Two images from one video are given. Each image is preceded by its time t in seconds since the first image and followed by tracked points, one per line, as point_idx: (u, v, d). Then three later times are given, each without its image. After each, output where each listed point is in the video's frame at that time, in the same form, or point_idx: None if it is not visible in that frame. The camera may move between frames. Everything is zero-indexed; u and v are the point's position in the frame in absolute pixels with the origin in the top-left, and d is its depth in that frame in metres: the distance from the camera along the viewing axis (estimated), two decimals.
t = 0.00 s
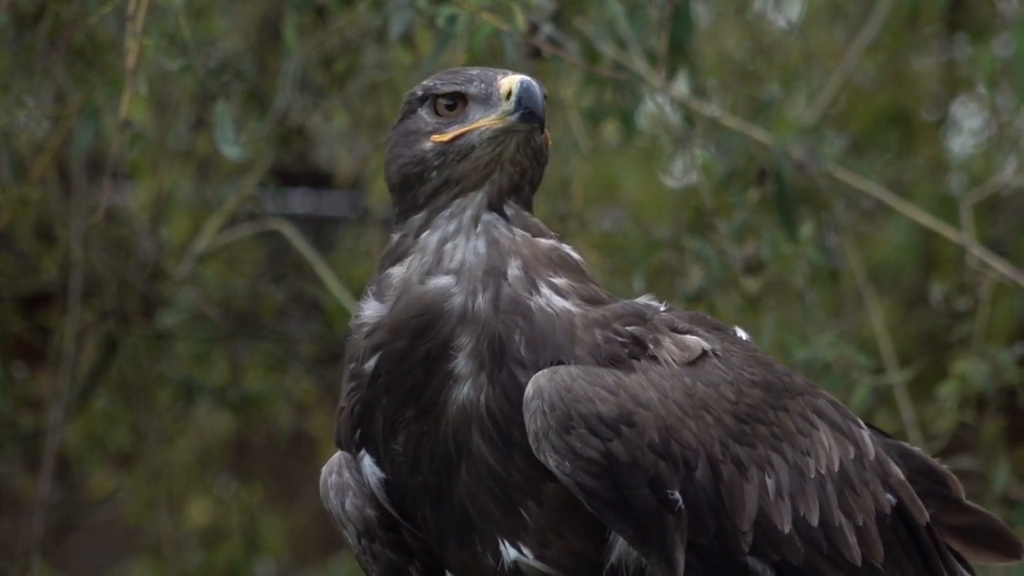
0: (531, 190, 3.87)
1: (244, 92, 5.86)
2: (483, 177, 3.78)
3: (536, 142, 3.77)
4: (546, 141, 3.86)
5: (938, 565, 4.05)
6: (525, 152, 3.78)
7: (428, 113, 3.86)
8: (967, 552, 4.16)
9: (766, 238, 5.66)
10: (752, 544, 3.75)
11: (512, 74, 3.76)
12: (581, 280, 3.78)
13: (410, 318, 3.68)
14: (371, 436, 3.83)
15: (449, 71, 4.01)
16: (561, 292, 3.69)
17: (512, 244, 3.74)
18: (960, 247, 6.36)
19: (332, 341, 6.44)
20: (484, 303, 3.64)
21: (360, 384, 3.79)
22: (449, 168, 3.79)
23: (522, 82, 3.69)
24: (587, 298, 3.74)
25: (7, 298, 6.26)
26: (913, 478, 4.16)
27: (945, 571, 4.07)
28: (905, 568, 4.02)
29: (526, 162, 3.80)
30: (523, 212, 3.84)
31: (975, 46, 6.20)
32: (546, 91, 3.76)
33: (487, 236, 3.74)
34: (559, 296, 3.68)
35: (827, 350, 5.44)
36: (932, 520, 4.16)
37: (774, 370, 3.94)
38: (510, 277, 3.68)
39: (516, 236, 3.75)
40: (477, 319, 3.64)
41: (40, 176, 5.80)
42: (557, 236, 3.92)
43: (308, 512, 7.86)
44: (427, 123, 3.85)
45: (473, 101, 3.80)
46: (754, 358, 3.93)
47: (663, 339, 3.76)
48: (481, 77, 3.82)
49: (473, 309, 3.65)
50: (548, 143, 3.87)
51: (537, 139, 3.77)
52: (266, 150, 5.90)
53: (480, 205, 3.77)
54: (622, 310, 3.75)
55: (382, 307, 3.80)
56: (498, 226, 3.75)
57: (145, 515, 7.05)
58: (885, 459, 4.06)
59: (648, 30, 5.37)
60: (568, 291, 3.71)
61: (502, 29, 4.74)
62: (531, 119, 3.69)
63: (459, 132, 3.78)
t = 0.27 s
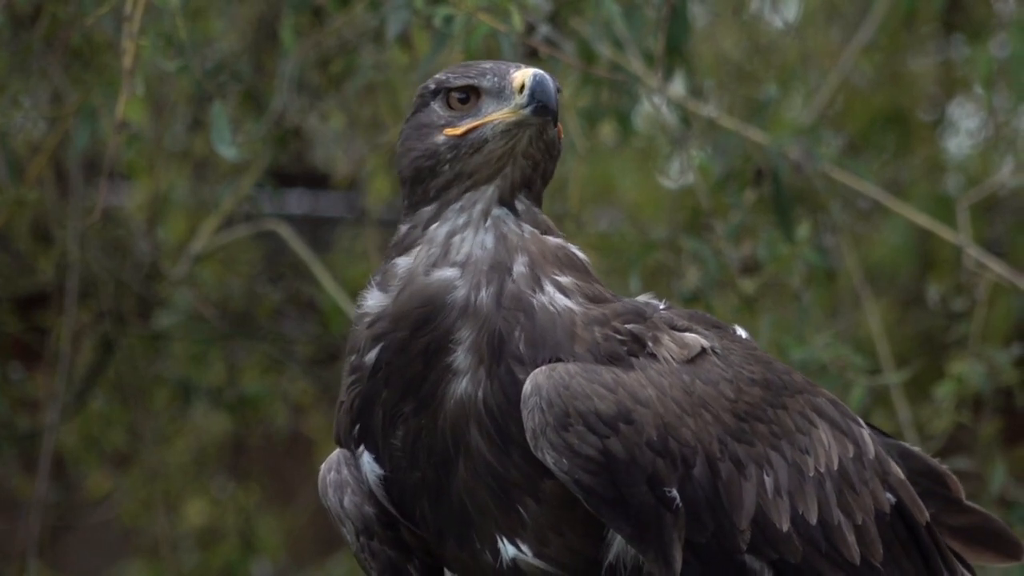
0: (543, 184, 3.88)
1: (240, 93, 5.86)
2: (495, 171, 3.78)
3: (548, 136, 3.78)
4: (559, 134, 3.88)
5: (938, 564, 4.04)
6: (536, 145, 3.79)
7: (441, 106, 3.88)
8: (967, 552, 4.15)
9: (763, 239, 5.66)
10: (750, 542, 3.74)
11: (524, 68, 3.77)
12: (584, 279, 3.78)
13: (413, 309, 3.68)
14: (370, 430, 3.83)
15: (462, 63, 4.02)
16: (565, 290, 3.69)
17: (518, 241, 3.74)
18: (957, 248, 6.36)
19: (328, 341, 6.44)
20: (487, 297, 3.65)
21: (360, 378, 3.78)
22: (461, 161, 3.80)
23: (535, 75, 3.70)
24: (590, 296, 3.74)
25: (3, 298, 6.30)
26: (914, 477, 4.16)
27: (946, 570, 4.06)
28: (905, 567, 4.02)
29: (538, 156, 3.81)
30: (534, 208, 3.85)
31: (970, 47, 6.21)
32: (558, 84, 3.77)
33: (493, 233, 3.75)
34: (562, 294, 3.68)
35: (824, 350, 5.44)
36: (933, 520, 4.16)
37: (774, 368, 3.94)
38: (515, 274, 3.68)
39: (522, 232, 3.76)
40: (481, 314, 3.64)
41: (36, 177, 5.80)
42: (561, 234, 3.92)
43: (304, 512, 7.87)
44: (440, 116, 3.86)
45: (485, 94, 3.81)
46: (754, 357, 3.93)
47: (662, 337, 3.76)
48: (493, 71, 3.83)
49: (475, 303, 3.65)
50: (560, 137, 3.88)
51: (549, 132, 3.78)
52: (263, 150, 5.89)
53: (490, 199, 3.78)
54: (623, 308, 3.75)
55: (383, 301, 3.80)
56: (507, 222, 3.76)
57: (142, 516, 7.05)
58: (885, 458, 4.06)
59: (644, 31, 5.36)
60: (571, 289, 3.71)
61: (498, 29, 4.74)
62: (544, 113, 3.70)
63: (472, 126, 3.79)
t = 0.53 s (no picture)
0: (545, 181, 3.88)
1: (236, 94, 5.86)
2: (498, 168, 3.79)
3: (551, 132, 3.78)
4: (561, 132, 3.89)
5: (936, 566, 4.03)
6: (539, 141, 3.80)
7: (444, 103, 3.87)
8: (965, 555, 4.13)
9: (758, 240, 5.66)
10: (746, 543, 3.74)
11: (527, 64, 3.77)
12: (586, 278, 3.78)
13: (413, 306, 3.68)
14: (368, 426, 3.82)
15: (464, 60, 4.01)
16: (566, 290, 3.69)
17: (520, 240, 3.74)
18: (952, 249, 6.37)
19: (323, 342, 6.42)
20: (488, 295, 3.66)
21: (358, 375, 3.78)
22: (465, 158, 3.81)
23: (537, 71, 3.70)
24: (592, 296, 3.74)
25: None
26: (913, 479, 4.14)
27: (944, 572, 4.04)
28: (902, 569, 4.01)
29: (541, 152, 3.81)
30: (536, 205, 3.85)
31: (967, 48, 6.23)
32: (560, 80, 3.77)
33: (495, 232, 3.75)
34: (564, 294, 3.68)
35: (819, 351, 5.45)
36: (931, 523, 4.14)
37: (773, 369, 3.94)
38: (516, 273, 3.68)
39: (524, 231, 3.76)
40: (481, 311, 3.64)
41: (32, 177, 5.80)
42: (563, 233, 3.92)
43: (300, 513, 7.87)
44: (443, 113, 3.86)
45: (488, 90, 3.81)
46: (753, 357, 3.93)
47: (661, 337, 3.75)
48: (496, 67, 3.83)
49: (475, 300, 3.66)
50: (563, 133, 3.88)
51: (552, 128, 3.79)
52: (258, 151, 5.89)
53: (493, 197, 3.78)
54: (623, 308, 3.74)
55: (384, 297, 3.80)
56: (509, 220, 3.76)
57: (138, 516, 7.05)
58: (884, 460, 4.05)
59: (639, 32, 5.36)
60: (572, 289, 3.71)
61: (493, 30, 4.74)
62: (547, 109, 3.70)
63: (475, 123, 3.79)
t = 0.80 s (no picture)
0: (541, 181, 3.88)
1: (229, 95, 5.86)
2: (493, 168, 3.79)
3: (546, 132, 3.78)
4: (556, 132, 3.89)
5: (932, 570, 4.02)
6: (535, 142, 3.80)
7: (439, 103, 3.87)
8: (961, 561, 4.12)
9: (752, 240, 5.65)
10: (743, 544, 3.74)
11: (522, 65, 3.76)
12: (584, 279, 3.78)
13: (411, 306, 3.68)
14: (365, 425, 3.82)
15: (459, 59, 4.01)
16: (565, 290, 3.69)
17: (517, 240, 3.74)
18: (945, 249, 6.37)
19: (315, 344, 6.37)
20: (486, 295, 3.65)
21: (356, 375, 3.78)
22: (459, 159, 3.81)
23: (533, 71, 3.70)
24: (591, 296, 3.73)
25: None
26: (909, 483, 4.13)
27: None
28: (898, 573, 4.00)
29: (536, 152, 3.81)
30: (532, 204, 3.84)
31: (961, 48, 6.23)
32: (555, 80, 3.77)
33: (493, 231, 3.75)
34: (563, 294, 3.67)
35: (812, 352, 5.45)
36: (927, 527, 4.13)
37: (771, 371, 3.94)
38: (514, 273, 3.68)
39: (521, 231, 3.76)
40: (479, 311, 3.64)
41: (24, 178, 5.79)
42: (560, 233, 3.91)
43: (293, 514, 7.86)
44: (438, 113, 3.86)
45: (483, 91, 3.81)
46: (751, 359, 3.92)
47: (660, 337, 3.75)
48: (491, 67, 3.83)
49: (474, 301, 3.65)
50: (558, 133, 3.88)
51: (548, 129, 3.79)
52: (251, 151, 5.88)
53: (489, 197, 3.78)
54: (621, 309, 3.74)
55: (382, 296, 3.80)
56: (507, 220, 3.76)
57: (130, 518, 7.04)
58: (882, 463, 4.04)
59: (633, 32, 5.36)
60: (571, 289, 3.71)
61: (487, 30, 4.74)
62: (542, 110, 3.70)
63: (470, 123, 3.79)
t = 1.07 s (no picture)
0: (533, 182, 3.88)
1: (221, 96, 5.86)
2: (484, 168, 3.79)
3: (538, 132, 3.78)
4: (547, 133, 3.89)
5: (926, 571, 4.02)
6: (526, 142, 3.80)
7: (429, 105, 3.88)
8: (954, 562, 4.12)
9: (742, 241, 5.65)
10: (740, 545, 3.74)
11: (513, 66, 3.77)
12: (578, 278, 3.77)
13: (407, 307, 3.67)
14: (361, 426, 3.82)
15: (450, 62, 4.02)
16: (561, 289, 3.68)
17: (512, 239, 3.73)
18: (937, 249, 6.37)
19: (306, 345, 6.45)
20: (482, 295, 3.65)
21: (352, 375, 3.78)
22: (450, 159, 3.81)
23: (523, 71, 3.71)
24: (586, 296, 3.73)
25: None
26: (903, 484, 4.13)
27: None
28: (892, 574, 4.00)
29: (528, 152, 3.81)
30: (525, 204, 3.84)
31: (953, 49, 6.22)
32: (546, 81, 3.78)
33: (487, 231, 3.74)
34: (558, 293, 3.67)
35: (803, 352, 5.46)
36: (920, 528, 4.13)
37: (766, 371, 3.94)
38: (509, 273, 3.68)
39: (515, 231, 3.75)
40: (473, 311, 3.64)
41: (15, 179, 5.79)
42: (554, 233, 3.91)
43: (285, 515, 7.87)
44: (429, 114, 3.86)
45: (474, 92, 3.82)
46: (746, 360, 3.92)
47: (655, 337, 3.75)
48: (481, 69, 3.84)
49: (470, 301, 3.65)
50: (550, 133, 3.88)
51: (539, 129, 3.79)
52: (243, 152, 5.89)
53: (481, 197, 3.78)
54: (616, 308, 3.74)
55: (378, 297, 3.80)
56: (501, 220, 3.76)
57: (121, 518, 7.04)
58: (876, 464, 4.04)
59: (623, 33, 5.36)
60: (566, 288, 3.70)
61: (476, 31, 4.74)
62: (533, 109, 3.71)
63: (461, 124, 3.80)
